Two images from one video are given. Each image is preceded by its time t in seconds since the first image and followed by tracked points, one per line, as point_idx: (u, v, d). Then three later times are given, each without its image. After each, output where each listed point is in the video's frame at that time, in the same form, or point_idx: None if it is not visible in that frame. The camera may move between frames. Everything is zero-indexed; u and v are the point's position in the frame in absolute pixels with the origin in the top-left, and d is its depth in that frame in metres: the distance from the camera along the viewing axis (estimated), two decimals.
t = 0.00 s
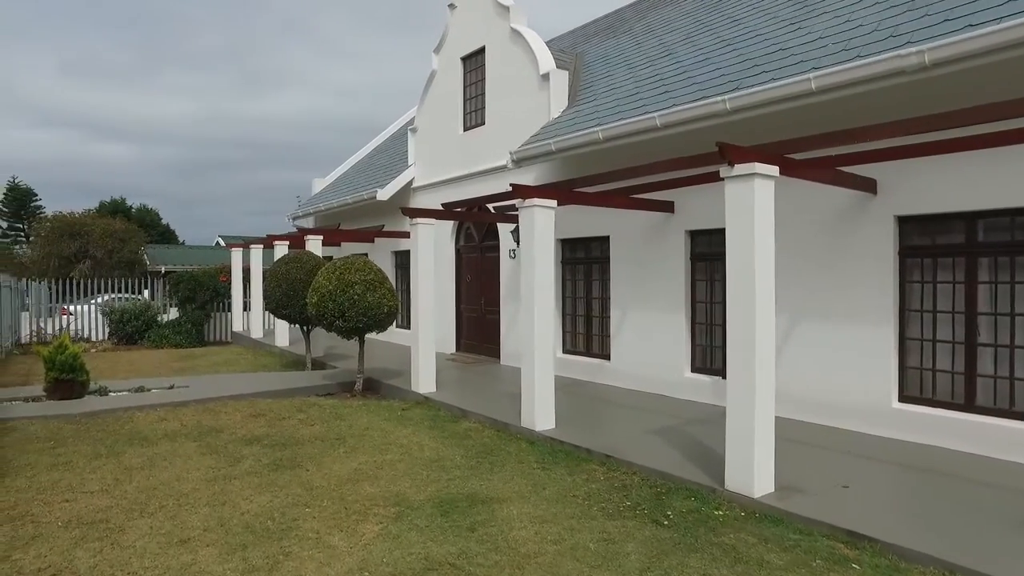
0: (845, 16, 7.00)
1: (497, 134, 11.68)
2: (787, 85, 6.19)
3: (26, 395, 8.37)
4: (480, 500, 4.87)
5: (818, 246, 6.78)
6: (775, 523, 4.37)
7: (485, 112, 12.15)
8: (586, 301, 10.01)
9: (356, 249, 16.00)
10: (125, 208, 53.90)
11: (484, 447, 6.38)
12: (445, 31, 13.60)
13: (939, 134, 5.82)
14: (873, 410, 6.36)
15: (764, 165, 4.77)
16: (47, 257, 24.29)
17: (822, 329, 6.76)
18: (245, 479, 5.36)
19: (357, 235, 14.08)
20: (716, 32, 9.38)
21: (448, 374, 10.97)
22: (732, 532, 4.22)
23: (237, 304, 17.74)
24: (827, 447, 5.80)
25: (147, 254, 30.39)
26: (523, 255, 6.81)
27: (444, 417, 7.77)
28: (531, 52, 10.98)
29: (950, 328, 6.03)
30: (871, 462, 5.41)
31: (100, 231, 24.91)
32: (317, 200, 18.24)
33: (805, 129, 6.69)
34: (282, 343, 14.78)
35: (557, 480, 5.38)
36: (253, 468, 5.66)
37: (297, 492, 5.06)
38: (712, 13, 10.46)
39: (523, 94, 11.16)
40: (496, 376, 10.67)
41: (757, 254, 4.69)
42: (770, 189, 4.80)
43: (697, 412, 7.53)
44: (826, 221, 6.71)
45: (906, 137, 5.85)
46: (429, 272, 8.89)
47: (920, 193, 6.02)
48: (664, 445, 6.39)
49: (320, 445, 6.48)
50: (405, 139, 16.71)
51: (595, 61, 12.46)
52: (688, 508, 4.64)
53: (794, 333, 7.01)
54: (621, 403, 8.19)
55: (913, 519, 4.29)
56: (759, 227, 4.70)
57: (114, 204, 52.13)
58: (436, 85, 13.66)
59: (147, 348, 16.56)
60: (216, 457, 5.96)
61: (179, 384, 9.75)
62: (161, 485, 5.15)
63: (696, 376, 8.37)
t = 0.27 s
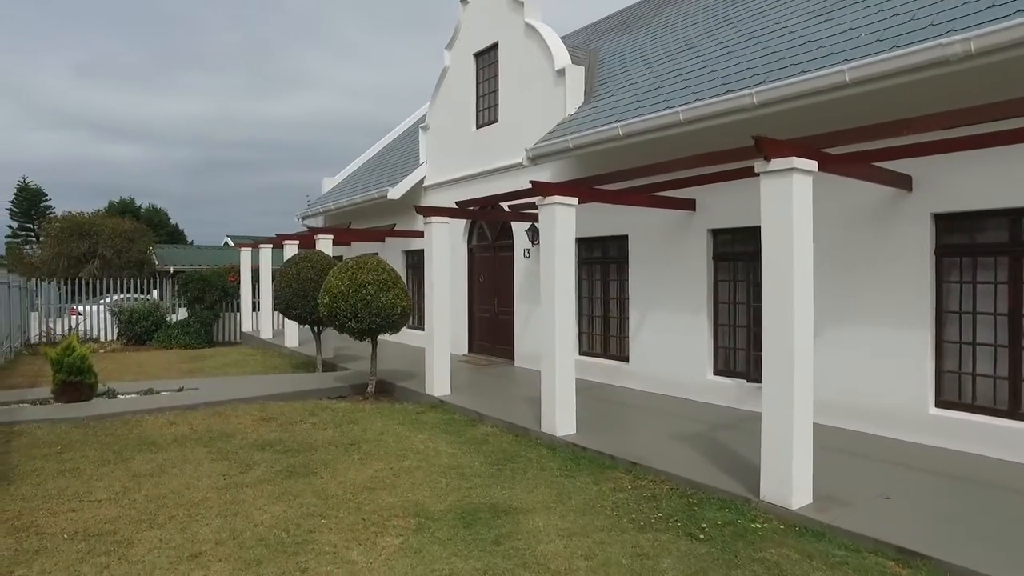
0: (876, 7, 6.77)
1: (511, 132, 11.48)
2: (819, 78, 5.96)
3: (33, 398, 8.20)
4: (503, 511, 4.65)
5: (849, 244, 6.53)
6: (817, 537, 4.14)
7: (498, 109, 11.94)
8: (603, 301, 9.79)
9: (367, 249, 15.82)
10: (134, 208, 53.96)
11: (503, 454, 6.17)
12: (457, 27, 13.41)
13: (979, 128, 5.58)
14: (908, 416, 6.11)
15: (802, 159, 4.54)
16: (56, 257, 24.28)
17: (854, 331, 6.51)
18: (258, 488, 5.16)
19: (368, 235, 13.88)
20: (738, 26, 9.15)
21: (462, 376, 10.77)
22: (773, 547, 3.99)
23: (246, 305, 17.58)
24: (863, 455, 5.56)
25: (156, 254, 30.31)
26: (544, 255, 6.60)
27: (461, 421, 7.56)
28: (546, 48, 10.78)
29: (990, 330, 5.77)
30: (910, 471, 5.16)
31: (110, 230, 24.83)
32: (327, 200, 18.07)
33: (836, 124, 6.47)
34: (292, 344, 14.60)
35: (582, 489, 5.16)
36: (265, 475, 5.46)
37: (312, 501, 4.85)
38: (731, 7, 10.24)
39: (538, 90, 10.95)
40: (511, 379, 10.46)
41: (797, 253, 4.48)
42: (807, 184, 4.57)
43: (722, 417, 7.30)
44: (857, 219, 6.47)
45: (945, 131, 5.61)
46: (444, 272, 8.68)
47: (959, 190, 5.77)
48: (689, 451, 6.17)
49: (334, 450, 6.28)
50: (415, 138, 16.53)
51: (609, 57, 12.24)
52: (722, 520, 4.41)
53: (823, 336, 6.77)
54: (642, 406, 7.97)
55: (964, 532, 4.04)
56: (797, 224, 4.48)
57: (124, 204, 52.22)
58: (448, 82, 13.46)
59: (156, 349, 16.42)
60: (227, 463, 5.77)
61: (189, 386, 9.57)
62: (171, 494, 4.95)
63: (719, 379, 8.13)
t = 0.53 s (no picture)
0: None
1: (527, 130, 11.32)
2: (854, 70, 5.78)
3: (45, 399, 8.08)
4: (529, 520, 4.48)
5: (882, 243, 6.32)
6: (861, 550, 3.94)
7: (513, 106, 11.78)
8: (622, 301, 9.61)
9: (379, 249, 15.68)
10: (145, 209, 54.10)
11: (524, 459, 6.00)
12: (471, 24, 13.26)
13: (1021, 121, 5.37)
14: (945, 421, 5.89)
15: (842, 153, 4.36)
16: (68, 257, 24.31)
17: (886, 333, 6.30)
18: (274, 493, 5.00)
19: (380, 234, 13.74)
20: (759, 20, 8.97)
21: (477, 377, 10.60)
22: (815, 560, 3.80)
23: (257, 305, 17.47)
24: (899, 462, 5.35)
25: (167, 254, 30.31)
26: (565, 255, 6.44)
27: (478, 425, 7.39)
28: (562, 44, 10.61)
29: None
30: (952, 479, 4.94)
31: (121, 231, 24.82)
32: (338, 199, 17.95)
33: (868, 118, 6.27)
34: (304, 345, 14.47)
35: (609, 496, 4.98)
36: (281, 481, 5.31)
37: (330, 508, 4.69)
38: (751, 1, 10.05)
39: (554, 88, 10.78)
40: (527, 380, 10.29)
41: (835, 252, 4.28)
42: (847, 179, 4.37)
43: (747, 420, 7.10)
44: (890, 217, 6.26)
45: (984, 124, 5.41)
46: (460, 272, 8.52)
47: (1000, 186, 5.55)
48: (716, 456, 5.98)
49: (351, 454, 6.12)
50: (428, 137, 16.39)
51: (626, 54, 12.06)
52: (759, 531, 4.22)
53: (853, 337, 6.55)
54: (663, 409, 7.77)
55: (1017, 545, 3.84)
56: (837, 221, 4.29)
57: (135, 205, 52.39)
58: (462, 79, 13.30)
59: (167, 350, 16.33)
60: (242, 468, 5.61)
61: (201, 387, 9.43)
62: (185, 500, 4.80)
63: (742, 381, 7.93)
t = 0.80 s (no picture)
0: None
1: (540, 127, 11.14)
2: (887, 60, 5.61)
3: (51, 401, 7.93)
4: (554, 530, 4.31)
5: (913, 241, 6.11)
6: (907, 563, 3.75)
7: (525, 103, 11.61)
8: (638, 301, 9.45)
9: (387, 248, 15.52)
10: (152, 209, 54.13)
11: (544, 464, 5.83)
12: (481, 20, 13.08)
13: None
14: (980, 425, 5.68)
15: (883, 147, 4.16)
16: (75, 257, 24.24)
17: (917, 334, 6.10)
18: (288, 500, 4.83)
19: (389, 233, 13.58)
20: (779, 13, 8.79)
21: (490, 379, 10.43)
22: None
23: (264, 305, 17.32)
24: (936, 468, 5.15)
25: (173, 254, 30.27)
26: (586, 254, 6.28)
27: (494, 428, 7.22)
28: (576, 39, 10.43)
29: None
30: (992, 486, 4.75)
31: (128, 230, 24.74)
32: (346, 198, 17.80)
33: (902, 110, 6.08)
34: (312, 345, 14.31)
35: (635, 504, 4.80)
36: (295, 487, 5.14)
37: (347, 517, 4.52)
38: None
39: (567, 84, 10.60)
40: (540, 382, 10.11)
41: (875, 249, 4.09)
42: (887, 174, 4.18)
43: (771, 424, 6.91)
44: (921, 214, 6.06)
45: None
46: (474, 271, 8.34)
47: None
48: (743, 461, 5.78)
49: (365, 459, 5.95)
50: (436, 135, 16.23)
51: (639, 50, 11.88)
52: (797, 542, 4.04)
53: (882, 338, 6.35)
54: (683, 412, 7.59)
55: None
56: (877, 218, 4.10)
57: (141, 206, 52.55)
58: (472, 77, 13.12)
59: (174, 350, 16.20)
60: (253, 473, 5.44)
61: (210, 389, 9.27)
62: (196, 507, 4.63)
63: (763, 384, 7.74)
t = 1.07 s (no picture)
0: None
1: (550, 125, 10.98)
2: (917, 53, 5.45)
3: (55, 403, 7.77)
4: (577, 540, 4.14)
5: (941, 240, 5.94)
6: None
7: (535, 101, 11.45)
8: (650, 302, 9.31)
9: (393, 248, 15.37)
10: (155, 209, 54.05)
11: (561, 470, 5.67)
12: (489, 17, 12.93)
13: None
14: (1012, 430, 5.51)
15: (921, 141, 3.99)
16: (79, 257, 24.12)
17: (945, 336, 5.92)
18: (299, 508, 4.67)
19: (396, 233, 13.44)
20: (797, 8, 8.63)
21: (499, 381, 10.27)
22: None
23: (269, 305, 17.18)
24: (969, 475, 4.98)
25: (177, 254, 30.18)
26: (603, 253, 6.18)
27: (507, 431, 7.07)
28: (587, 36, 10.27)
29: None
30: None
31: (132, 230, 24.64)
32: (352, 198, 17.66)
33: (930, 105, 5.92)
34: (318, 346, 14.15)
35: (659, 513, 4.64)
36: (306, 494, 4.98)
37: (362, 525, 4.37)
38: None
39: (579, 82, 10.44)
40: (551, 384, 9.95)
41: (913, 248, 3.92)
42: (926, 169, 4.00)
43: (792, 427, 6.74)
44: (950, 212, 5.88)
45: None
46: (485, 271, 8.18)
47: None
48: (765, 467, 5.62)
49: (378, 464, 5.80)
50: (443, 133, 16.07)
51: (650, 47, 11.72)
52: (832, 554, 3.87)
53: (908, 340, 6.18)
54: (700, 415, 7.42)
55: None
56: (915, 215, 3.93)
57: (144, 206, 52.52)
58: (480, 74, 12.96)
59: (178, 351, 16.08)
60: (263, 479, 5.28)
61: (216, 391, 9.11)
62: (206, 515, 4.47)
63: (782, 386, 7.57)
